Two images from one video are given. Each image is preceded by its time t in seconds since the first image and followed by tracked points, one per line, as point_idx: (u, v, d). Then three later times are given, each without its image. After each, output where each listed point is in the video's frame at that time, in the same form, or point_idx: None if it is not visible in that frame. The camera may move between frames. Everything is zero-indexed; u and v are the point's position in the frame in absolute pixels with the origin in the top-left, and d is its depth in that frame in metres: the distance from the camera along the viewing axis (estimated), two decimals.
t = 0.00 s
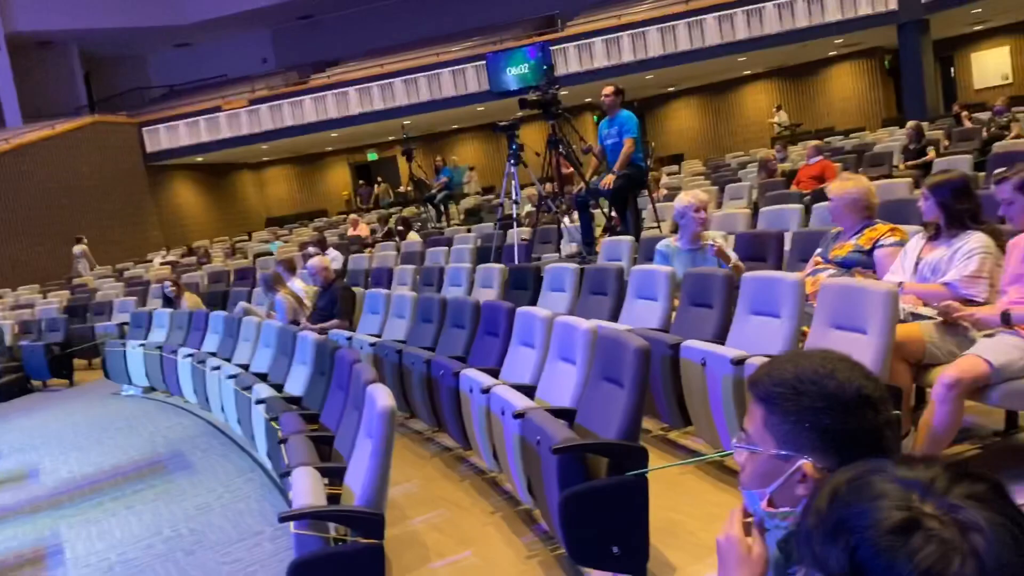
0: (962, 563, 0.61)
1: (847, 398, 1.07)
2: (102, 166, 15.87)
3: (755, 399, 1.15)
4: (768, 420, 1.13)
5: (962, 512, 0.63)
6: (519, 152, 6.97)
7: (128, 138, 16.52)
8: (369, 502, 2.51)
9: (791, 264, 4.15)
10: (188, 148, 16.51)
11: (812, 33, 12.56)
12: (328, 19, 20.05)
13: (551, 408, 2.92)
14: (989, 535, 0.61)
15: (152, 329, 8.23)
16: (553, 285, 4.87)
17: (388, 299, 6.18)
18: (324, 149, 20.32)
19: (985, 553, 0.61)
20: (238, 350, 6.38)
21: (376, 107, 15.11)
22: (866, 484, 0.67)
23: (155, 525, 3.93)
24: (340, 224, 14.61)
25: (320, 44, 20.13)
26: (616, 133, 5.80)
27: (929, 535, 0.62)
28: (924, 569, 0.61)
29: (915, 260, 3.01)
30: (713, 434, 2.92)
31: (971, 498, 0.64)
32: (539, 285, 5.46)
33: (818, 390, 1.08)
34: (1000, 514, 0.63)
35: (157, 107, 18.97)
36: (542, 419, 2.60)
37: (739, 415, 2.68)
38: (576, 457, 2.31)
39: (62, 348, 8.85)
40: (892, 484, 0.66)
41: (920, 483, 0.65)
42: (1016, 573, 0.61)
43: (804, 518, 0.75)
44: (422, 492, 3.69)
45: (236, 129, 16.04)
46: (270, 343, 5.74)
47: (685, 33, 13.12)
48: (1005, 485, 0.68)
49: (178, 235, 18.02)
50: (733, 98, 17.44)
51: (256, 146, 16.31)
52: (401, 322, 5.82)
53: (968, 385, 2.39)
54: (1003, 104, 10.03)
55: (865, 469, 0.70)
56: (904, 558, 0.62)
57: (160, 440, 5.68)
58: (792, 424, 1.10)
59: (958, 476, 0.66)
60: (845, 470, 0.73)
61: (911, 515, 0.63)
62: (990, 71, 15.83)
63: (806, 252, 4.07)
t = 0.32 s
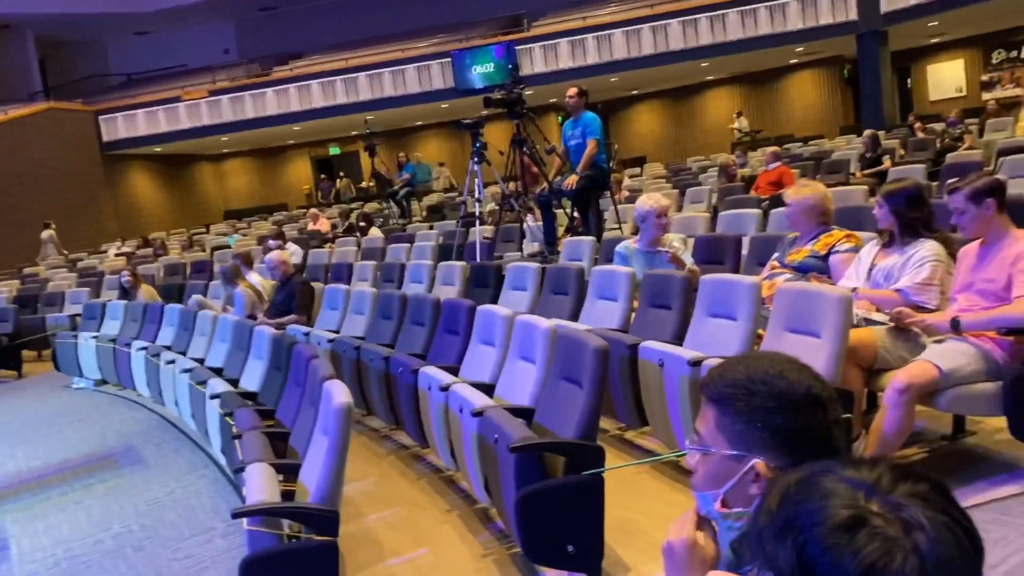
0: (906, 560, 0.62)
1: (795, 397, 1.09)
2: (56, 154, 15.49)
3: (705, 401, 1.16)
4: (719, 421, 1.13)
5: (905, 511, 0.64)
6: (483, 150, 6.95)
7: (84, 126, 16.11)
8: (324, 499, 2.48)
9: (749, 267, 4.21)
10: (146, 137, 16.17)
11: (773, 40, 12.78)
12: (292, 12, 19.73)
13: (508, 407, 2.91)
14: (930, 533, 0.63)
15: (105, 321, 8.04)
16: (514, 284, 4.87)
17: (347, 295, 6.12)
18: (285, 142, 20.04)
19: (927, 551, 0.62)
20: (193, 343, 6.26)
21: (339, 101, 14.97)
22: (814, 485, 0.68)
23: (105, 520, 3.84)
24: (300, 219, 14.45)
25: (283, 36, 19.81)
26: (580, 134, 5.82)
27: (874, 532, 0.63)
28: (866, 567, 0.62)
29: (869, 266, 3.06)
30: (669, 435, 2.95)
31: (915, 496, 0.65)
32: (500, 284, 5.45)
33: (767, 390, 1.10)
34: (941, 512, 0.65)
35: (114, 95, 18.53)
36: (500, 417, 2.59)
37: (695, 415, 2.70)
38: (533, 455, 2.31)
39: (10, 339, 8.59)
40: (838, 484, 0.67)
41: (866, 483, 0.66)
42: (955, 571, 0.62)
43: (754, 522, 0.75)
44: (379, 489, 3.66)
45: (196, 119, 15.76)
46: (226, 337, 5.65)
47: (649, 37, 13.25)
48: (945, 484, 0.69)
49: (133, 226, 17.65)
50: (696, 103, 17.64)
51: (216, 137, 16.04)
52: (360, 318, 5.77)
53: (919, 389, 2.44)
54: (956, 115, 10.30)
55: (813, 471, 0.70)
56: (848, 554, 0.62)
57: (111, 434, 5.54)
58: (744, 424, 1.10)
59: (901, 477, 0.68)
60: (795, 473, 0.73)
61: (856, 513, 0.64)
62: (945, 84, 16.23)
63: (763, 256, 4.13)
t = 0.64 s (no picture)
0: (870, 555, 0.62)
1: (742, 403, 1.09)
2: None
3: (653, 408, 1.15)
4: (667, 428, 1.12)
5: (868, 507, 0.64)
6: (439, 150, 6.90)
7: (26, 114, 15.56)
8: (268, 500, 2.42)
9: (699, 274, 4.25)
10: (92, 128, 15.69)
11: (728, 51, 12.98)
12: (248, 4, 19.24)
13: (457, 409, 2.88)
14: (895, 526, 0.63)
15: (44, 315, 7.77)
16: (467, 286, 4.85)
17: (296, 293, 6.02)
18: (237, 137, 19.64)
19: (892, 545, 0.63)
20: (137, 339, 6.09)
21: (293, 97, 14.75)
22: (775, 482, 0.67)
23: (39, 520, 3.69)
24: (251, 215, 14.19)
25: (238, 29, 19.28)
26: (536, 137, 5.83)
27: (839, 528, 0.63)
28: (830, 564, 0.61)
29: (815, 275, 3.11)
30: (618, 439, 2.95)
31: (875, 494, 0.66)
32: (453, 285, 5.42)
33: (715, 396, 1.10)
34: (901, 508, 0.66)
35: (58, 83, 17.92)
36: (449, 420, 2.56)
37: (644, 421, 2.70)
38: (482, 458, 2.29)
39: None
40: (801, 482, 0.67)
41: (828, 482, 0.66)
42: (918, 566, 0.63)
43: (715, 523, 0.74)
44: (324, 491, 3.60)
45: (145, 111, 15.36)
46: (170, 333, 5.50)
47: (607, 44, 13.35)
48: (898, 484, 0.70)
49: (76, 219, 17.11)
50: (651, 111, 17.85)
51: (166, 130, 15.65)
52: (309, 317, 5.68)
53: (862, 397, 2.49)
54: (901, 131, 10.58)
55: (773, 470, 0.70)
56: (812, 549, 0.62)
57: (47, 432, 5.35)
58: (692, 431, 1.10)
59: (861, 477, 0.68)
60: (754, 473, 0.73)
61: (821, 509, 0.64)
62: (892, 99, 16.69)
63: (714, 263, 4.18)
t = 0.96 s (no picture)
0: (826, 568, 0.62)
1: (695, 410, 1.09)
2: None
3: (603, 411, 1.15)
4: (620, 433, 1.12)
5: (821, 520, 0.65)
6: (395, 152, 6.84)
7: None
8: (211, 503, 2.36)
9: (652, 283, 4.29)
10: (40, 120, 15.23)
11: (685, 64, 13.15)
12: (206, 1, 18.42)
13: (408, 413, 2.85)
14: (848, 540, 0.64)
15: None
16: (421, 290, 4.82)
17: (247, 293, 5.91)
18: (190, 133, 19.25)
19: (846, 558, 0.63)
20: (81, 337, 5.92)
21: (249, 95, 14.53)
22: (726, 495, 0.67)
23: None
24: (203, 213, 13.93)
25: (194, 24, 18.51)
26: (494, 142, 5.82)
27: (792, 543, 0.63)
28: None
29: (765, 286, 3.16)
30: (568, 444, 2.95)
31: (827, 506, 0.66)
32: (407, 288, 5.38)
33: (667, 402, 1.10)
34: (853, 520, 0.66)
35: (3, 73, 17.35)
36: (399, 423, 2.53)
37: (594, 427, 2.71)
38: (432, 462, 2.26)
39: None
40: (754, 495, 0.67)
41: (783, 495, 0.66)
42: None
43: (665, 536, 0.74)
44: (270, 494, 3.53)
45: (96, 104, 14.98)
46: (116, 331, 5.36)
47: (566, 52, 13.43)
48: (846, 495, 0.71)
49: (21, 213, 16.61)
50: (609, 121, 18.02)
51: (118, 124, 15.28)
52: (259, 317, 5.58)
53: (807, 407, 2.53)
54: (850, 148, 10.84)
55: (725, 483, 0.70)
56: (770, 564, 0.61)
57: None
58: (643, 436, 1.10)
59: (813, 489, 0.69)
60: (707, 483, 0.73)
61: (777, 523, 0.64)
62: (843, 116, 17.06)
63: (666, 272, 4.22)
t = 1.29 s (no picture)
0: None
1: (652, 415, 1.10)
2: None
3: (560, 413, 1.14)
4: (575, 435, 1.12)
5: (785, 538, 0.65)
6: (354, 152, 6.77)
7: None
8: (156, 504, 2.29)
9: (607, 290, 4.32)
10: None
11: (646, 75, 13.29)
12: None
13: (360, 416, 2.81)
14: (812, 559, 0.64)
15: None
16: (377, 292, 4.78)
17: (199, 291, 5.79)
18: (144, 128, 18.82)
19: None
20: (23, 332, 5.73)
21: (206, 91, 14.27)
22: (687, 509, 0.67)
23: None
24: (156, 210, 13.63)
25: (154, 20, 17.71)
26: (454, 146, 5.81)
27: (757, 562, 0.62)
28: None
29: (717, 295, 3.20)
30: (521, 448, 2.94)
31: (793, 523, 0.66)
32: (362, 290, 5.33)
33: (624, 406, 1.10)
34: (815, 536, 0.67)
35: None
36: (351, 426, 2.50)
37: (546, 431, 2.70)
38: (385, 466, 2.24)
39: None
40: (716, 510, 0.67)
41: (746, 509, 0.66)
42: None
43: (624, 547, 0.74)
44: (217, 496, 3.45)
45: (46, 95, 14.56)
46: (61, 328, 5.21)
47: (528, 58, 13.50)
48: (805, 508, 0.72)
49: None
50: (569, 129, 18.13)
51: (69, 117, 14.88)
52: (210, 316, 5.47)
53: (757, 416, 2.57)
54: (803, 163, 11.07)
55: (687, 497, 0.70)
56: None
57: None
58: (599, 439, 1.10)
59: (775, 503, 0.69)
60: (668, 493, 0.72)
61: (739, 541, 0.63)
62: (798, 131, 17.42)
63: (621, 280, 4.25)
